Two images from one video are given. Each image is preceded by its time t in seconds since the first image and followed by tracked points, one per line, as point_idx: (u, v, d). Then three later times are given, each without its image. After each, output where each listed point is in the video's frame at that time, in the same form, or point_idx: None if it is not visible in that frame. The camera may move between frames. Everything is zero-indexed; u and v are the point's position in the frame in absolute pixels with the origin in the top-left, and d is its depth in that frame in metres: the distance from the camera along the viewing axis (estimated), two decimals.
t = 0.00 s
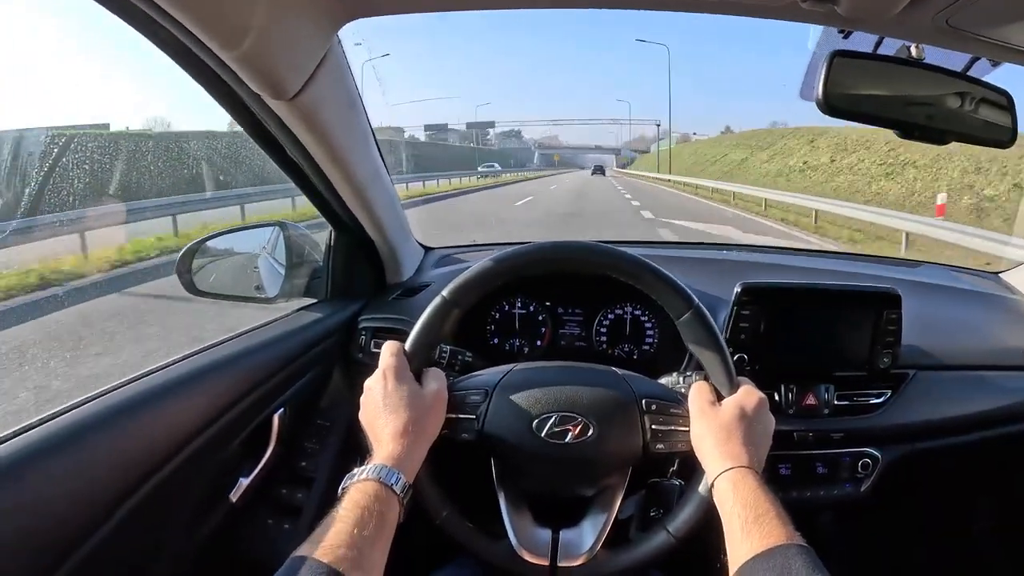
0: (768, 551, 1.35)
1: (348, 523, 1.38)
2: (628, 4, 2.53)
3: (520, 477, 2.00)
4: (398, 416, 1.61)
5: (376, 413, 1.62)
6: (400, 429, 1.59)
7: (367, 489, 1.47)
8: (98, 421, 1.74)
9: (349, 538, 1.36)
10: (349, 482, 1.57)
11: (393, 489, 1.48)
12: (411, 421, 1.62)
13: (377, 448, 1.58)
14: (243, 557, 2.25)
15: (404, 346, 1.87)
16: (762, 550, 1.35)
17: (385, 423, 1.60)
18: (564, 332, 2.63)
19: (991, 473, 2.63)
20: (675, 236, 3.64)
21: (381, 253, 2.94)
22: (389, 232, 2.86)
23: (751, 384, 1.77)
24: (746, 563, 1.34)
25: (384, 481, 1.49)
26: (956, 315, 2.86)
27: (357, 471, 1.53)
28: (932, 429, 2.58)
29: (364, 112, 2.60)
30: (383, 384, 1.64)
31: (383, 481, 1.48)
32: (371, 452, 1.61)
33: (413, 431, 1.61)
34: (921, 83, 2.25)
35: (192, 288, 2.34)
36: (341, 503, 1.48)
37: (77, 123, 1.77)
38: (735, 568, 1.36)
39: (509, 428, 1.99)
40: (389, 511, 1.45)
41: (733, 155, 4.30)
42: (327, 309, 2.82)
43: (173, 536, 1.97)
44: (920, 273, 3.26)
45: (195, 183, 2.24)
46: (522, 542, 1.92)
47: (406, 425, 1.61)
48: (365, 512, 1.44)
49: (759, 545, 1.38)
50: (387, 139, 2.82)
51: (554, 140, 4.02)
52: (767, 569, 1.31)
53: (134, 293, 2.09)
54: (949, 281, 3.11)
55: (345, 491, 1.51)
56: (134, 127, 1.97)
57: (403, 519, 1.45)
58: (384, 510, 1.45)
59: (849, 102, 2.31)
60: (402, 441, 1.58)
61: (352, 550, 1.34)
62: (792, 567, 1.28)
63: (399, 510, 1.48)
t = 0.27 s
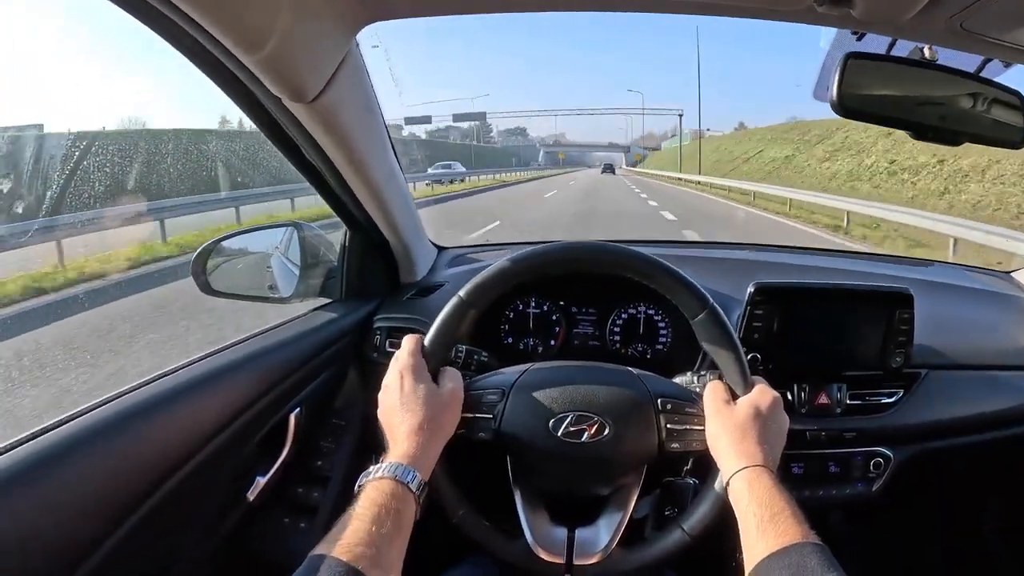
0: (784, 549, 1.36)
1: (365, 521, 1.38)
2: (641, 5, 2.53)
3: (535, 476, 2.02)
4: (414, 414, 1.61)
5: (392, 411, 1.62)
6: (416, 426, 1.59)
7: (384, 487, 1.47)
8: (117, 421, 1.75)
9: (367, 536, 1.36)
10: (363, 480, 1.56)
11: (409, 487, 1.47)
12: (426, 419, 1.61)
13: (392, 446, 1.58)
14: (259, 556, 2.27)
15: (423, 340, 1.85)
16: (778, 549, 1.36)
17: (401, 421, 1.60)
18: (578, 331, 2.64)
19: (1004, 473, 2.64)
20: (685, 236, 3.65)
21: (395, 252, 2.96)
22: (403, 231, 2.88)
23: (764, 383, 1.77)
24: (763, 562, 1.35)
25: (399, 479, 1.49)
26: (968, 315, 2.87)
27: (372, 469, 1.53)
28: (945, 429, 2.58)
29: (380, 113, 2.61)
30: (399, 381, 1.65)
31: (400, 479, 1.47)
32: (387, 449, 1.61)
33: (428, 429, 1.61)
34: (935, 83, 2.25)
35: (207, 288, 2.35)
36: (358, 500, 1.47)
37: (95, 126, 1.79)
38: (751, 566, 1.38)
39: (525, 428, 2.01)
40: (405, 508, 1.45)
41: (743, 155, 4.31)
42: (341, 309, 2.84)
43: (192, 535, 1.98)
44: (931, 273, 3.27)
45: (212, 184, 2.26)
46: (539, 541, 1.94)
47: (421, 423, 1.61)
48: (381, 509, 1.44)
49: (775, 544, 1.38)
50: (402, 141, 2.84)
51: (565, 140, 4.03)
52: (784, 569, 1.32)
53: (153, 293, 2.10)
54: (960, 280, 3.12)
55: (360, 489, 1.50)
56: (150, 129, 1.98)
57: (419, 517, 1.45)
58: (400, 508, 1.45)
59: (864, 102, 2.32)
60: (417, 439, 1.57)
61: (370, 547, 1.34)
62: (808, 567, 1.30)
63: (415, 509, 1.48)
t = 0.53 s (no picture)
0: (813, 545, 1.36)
1: (382, 513, 1.36)
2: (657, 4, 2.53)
3: (561, 475, 2.01)
4: (432, 407, 1.60)
5: (410, 402, 1.61)
6: (432, 419, 1.58)
7: (400, 479, 1.45)
8: (145, 421, 1.74)
9: (384, 528, 1.34)
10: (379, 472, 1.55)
11: (425, 478, 1.45)
12: (443, 413, 1.60)
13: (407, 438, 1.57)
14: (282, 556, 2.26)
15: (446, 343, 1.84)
16: (807, 544, 1.36)
17: (417, 414, 1.60)
18: (597, 331, 2.65)
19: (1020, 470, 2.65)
20: (696, 235, 3.67)
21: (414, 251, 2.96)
22: (422, 230, 2.88)
23: (787, 380, 1.78)
24: (792, 557, 1.35)
25: (415, 470, 1.47)
26: (982, 313, 2.89)
27: (387, 460, 1.51)
28: (961, 427, 2.60)
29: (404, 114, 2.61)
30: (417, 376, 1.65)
31: (415, 470, 1.45)
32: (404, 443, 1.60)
33: (445, 422, 1.60)
34: (951, 83, 2.23)
35: (223, 289, 2.32)
36: (374, 494, 1.45)
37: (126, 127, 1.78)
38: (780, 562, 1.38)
39: (552, 427, 2.01)
40: (423, 500, 1.43)
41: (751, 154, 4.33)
42: (358, 309, 2.84)
43: (217, 537, 1.98)
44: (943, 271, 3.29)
45: (234, 185, 2.25)
46: (564, 539, 1.93)
47: (438, 415, 1.60)
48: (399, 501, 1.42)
49: (804, 539, 1.38)
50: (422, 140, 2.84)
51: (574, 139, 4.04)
52: (813, 565, 1.32)
53: (176, 293, 2.10)
54: (972, 279, 3.15)
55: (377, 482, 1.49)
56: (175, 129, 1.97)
57: (437, 508, 1.42)
58: (417, 499, 1.43)
59: (885, 102, 2.34)
60: (432, 431, 1.56)
61: (388, 540, 1.32)
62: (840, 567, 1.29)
63: (433, 501, 1.46)
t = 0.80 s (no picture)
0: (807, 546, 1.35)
1: (378, 513, 1.35)
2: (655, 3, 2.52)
3: (555, 475, 2.01)
4: (427, 407, 1.59)
5: (406, 402, 1.60)
6: (429, 419, 1.57)
7: (396, 480, 1.44)
8: (138, 421, 1.74)
9: (380, 528, 1.33)
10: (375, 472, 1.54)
11: (421, 479, 1.45)
12: (439, 413, 1.59)
13: (403, 438, 1.56)
14: (276, 556, 2.26)
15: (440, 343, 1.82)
16: (801, 545, 1.35)
17: (414, 413, 1.58)
18: (594, 330, 2.65)
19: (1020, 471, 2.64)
20: (695, 235, 3.66)
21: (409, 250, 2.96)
22: (418, 228, 2.88)
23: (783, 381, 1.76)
24: (785, 558, 1.34)
25: (412, 471, 1.46)
26: (982, 314, 2.88)
27: (383, 460, 1.50)
28: (961, 427, 2.59)
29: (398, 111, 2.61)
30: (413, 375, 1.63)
31: (412, 471, 1.44)
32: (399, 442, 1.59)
33: (441, 422, 1.58)
34: (950, 83, 2.23)
35: (220, 289, 2.33)
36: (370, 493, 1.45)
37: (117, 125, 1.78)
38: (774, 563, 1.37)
39: (546, 427, 2.00)
40: (419, 500, 1.42)
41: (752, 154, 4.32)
42: (355, 308, 2.84)
43: (212, 537, 1.98)
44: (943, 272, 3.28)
45: (230, 184, 2.25)
46: (558, 540, 1.92)
47: (434, 415, 1.58)
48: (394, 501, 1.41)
49: (799, 540, 1.37)
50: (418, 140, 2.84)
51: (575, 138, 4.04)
52: (808, 567, 1.30)
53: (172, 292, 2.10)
54: (972, 279, 3.13)
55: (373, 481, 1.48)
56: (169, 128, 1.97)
57: (433, 509, 1.42)
58: (413, 499, 1.42)
59: (883, 102, 2.33)
60: (429, 431, 1.55)
61: (384, 540, 1.31)
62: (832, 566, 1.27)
63: (429, 502, 1.45)
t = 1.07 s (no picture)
0: (801, 548, 1.34)
1: (370, 514, 1.34)
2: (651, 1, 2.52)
3: (548, 475, 2.00)
4: (421, 408, 1.57)
5: (398, 403, 1.58)
6: (424, 420, 1.56)
7: (388, 481, 1.43)
8: (127, 417, 1.72)
9: (372, 530, 1.31)
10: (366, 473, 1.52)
11: (414, 481, 1.43)
12: (432, 414, 1.57)
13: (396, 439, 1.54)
14: (267, 555, 2.24)
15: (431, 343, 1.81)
16: (796, 547, 1.34)
17: (408, 414, 1.57)
18: (588, 330, 2.63)
19: (1015, 474, 2.63)
20: (691, 236, 3.65)
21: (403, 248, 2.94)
22: (412, 226, 2.86)
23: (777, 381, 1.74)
24: (780, 560, 1.33)
25: (405, 473, 1.44)
26: (978, 316, 2.87)
27: (375, 461, 1.49)
28: (956, 429, 2.58)
29: (391, 108, 2.60)
30: (408, 375, 1.62)
31: (405, 472, 1.43)
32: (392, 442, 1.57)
33: (434, 423, 1.57)
34: (947, 84, 2.22)
35: (212, 286, 2.32)
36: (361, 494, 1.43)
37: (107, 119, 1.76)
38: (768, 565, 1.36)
39: (539, 427, 1.99)
40: (410, 502, 1.41)
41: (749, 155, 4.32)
42: (348, 307, 2.82)
43: (202, 536, 1.96)
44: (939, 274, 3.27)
45: (222, 181, 2.24)
46: (551, 540, 1.91)
47: (428, 417, 1.57)
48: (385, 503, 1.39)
49: (793, 541, 1.37)
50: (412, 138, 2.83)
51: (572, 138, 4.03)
52: (802, 568, 1.31)
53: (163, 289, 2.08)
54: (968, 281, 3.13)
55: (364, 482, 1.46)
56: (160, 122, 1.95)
57: (424, 511, 1.40)
58: (405, 501, 1.41)
59: (878, 101, 2.31)
60: (423, 432, 1.53)
61: (375, 542, 1.30)
62: (828, 567, 1.27)
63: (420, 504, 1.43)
